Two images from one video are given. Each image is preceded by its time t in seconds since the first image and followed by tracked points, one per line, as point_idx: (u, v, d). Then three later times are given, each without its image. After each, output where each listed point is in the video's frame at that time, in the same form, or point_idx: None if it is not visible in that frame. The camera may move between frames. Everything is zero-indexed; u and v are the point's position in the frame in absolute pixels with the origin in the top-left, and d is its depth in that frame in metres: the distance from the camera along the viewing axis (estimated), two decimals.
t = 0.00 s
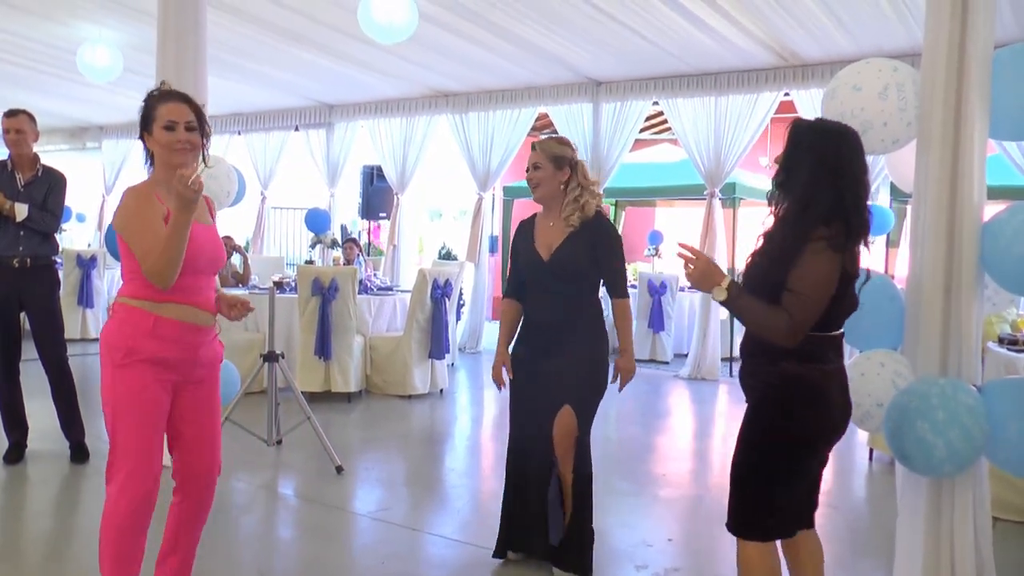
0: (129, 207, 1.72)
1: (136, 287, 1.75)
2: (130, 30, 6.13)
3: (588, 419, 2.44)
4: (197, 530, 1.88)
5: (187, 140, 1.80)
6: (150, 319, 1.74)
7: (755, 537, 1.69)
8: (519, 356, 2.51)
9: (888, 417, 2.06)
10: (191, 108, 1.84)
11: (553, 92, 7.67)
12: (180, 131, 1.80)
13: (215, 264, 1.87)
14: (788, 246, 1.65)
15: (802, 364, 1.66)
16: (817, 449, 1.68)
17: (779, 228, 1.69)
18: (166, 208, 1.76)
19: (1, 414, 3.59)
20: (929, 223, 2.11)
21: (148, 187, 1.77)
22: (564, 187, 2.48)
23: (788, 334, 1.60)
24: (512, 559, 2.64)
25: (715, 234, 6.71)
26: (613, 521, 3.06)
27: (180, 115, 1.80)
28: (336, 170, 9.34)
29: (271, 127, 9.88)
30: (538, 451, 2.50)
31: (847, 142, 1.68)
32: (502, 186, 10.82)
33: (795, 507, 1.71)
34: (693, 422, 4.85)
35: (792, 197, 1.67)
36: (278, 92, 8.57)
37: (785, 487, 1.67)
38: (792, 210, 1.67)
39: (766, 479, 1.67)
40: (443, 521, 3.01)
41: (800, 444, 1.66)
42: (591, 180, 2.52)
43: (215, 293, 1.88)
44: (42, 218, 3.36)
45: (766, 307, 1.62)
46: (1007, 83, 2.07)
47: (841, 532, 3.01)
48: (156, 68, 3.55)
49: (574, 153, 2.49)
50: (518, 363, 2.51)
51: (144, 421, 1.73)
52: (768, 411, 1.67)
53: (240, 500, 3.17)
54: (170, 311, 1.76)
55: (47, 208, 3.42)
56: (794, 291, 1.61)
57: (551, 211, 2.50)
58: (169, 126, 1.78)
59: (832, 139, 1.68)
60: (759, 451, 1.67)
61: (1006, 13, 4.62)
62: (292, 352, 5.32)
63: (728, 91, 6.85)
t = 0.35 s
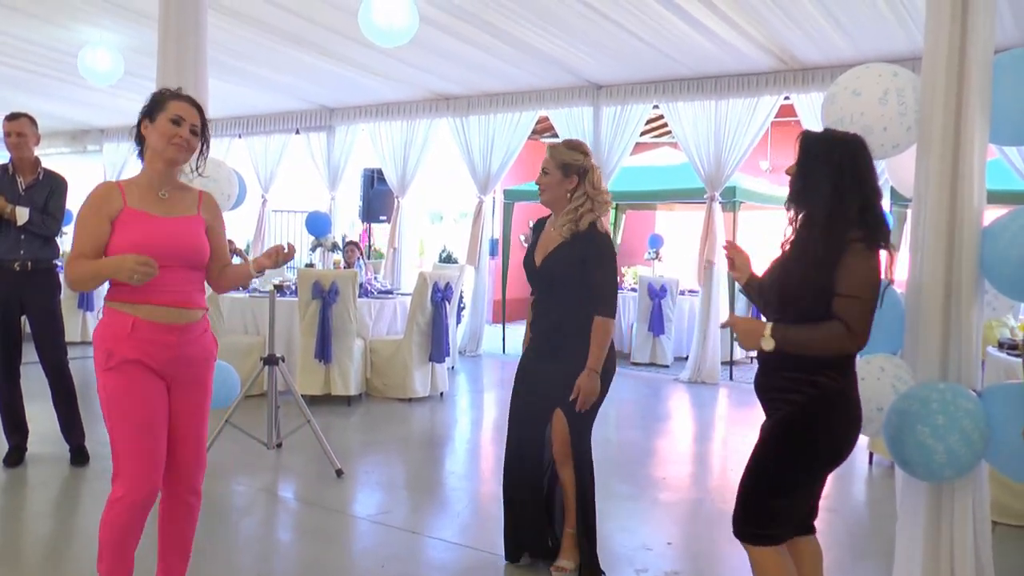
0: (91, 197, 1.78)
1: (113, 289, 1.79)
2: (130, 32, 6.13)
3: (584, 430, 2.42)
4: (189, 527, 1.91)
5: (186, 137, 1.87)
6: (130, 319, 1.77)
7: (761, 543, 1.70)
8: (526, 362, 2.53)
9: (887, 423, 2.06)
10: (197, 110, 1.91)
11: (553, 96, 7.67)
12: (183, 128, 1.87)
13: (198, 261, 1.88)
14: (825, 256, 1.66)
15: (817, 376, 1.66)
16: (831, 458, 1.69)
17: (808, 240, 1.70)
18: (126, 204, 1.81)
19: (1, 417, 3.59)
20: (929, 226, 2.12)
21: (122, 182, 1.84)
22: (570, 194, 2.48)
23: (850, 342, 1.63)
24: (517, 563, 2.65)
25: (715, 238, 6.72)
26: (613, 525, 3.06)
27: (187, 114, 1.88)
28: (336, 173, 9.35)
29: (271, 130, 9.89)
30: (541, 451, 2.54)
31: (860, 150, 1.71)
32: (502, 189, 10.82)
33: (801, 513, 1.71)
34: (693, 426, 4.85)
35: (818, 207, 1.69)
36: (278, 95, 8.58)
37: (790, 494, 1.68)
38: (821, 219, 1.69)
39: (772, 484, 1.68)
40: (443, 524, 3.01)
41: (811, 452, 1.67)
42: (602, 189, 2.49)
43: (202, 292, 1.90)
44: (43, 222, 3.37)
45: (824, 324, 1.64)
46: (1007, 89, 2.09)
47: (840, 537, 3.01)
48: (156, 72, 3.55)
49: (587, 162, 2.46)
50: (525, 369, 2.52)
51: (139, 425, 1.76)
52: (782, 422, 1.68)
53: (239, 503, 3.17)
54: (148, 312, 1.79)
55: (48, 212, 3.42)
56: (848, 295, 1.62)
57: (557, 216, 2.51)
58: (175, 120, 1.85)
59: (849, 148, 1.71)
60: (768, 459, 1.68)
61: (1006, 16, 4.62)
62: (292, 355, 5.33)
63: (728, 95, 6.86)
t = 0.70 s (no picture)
0: (77, 208, 1.74)
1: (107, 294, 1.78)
2: (131, 34, 6.14)
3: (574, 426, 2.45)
4: (188, 531, 1.90)
5: (167, 141, 1.88)
6: (127, 325, 1.77)
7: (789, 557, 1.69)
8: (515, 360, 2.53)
9: (886, 423, 2.05)
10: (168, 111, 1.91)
11: (554, 96, 7.67)
12: (163, 131, 1.87)
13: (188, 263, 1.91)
14: (839, 250, 1.65)
15: (823, 374, 1.67)
16: (847, 457, 1.68)
17: (821, 236, 1.68)
18: (114, 213, 1.78)
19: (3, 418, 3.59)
20: (929, 225, 2.12)
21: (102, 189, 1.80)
22: (571, 196, 2.47)
23: (890, 325, 1.59)
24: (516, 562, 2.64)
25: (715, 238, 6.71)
26: (614, 525, 3.06)
27: (162, 117, 1.88)
28: (337, 174, 9.35)
29: (272, 131, 9.89)
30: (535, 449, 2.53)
31: (866, 141, 1.70)
32: (503, 190, 10.83)
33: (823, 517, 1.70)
34: (693, 426, 4.84)
35: (831, 203, 1.68)
36: (279, 96, 8.58)
37: (813, 500, 1.67)
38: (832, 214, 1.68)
39: (790, 492, 1.68)
40: (443, 525, 3.01)
41: (823, 454, 1.66)
42: (605, 192, 2.47)
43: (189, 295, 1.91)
44: (44, 224, 3.37)
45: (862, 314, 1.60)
46: (1007, 88, 2.08)
47: (841, 537, 3.00)
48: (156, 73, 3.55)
49: (590, 164, 2.45)
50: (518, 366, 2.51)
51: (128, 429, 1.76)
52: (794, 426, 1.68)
53: (240, 503, 3.17)
54: (149, 316, 1.79)
55: (49, 213, 3.42)
56: (869, 283, 1.62)
57: (557, 215, 2.51)
58: (155, 125, 1.85)
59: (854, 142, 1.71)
60: (784, 467, 1.68)
61: (1006, 15, 4.61)
62: (293, 355, 5.32)
63: (728, 95, 6.86)
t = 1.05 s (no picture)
0: (91, 206, 1.73)
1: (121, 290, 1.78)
2: (131, 34, 6.14)
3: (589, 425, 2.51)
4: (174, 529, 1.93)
5: (156, 142, 1.88)
6: (145, 322, 1.79)
7: (785, 555, 1.70)
8: (518, 362, 2.54)
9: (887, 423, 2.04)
10: (157, 110, 1.91)
11: (554, 97, 7.67)
12: (149, 134, 1.87)
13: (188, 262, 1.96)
14: (819, 259, 1.64)
15: (812, 373, 1.65)
16: (841, 459, 1.66)
17: (809, 241, 1.67)
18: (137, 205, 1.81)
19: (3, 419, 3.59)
20: (929, 226, 2.12)
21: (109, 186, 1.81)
22: (570, 194, 2.53)
23: (834, 345, 1.60)
24: (517, 562, 2.62)
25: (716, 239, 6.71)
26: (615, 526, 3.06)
27: (150, 117, 1.87)
28: (337, 175, 9.35)
29: (272, 132, 9.90)
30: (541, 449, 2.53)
31: (874, 151, 1.67)
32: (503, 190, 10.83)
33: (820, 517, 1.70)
34: (694, 427, 4.84)
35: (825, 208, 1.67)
36: (279, 97, 8.59)
37: (811, 500, 1.67)
38: (822, 221, 1.66)
39: (785, 490, 1.68)
40: (444, 526, 3.01)
41: (817, 455, 1.65)
42: (597, 186, 2.57)
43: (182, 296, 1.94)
44: (44, 224, 3.37)
45: (810, 321, 1.61)
46: (1007, 89, 2.08)
47: (842, 537, 3.00)
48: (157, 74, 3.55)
49: (584, 161, 2.52)
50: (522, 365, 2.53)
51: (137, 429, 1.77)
52: (786, 426, 1.67)
53: (241, 504, 3.17)
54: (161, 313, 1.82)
55: (49, 214, 3.42)
56: (830, 302, 1.61)
57: (558, 217, 2.55)
58: (140, 128, 1.85)
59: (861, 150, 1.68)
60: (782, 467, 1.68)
61: (1006, 16, 4.61)
62: (294, 356, 5.32)
63: (728, 95, 6.86)
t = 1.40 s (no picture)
0: (86, 216, 1.73)
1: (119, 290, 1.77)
2: (132, 38, 6.16)
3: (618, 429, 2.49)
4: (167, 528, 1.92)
5: (157, 149, 1.87)
6: (139, 321, 1.78)
7: (787, 553, 1.67)
8: (550, 364, 2.53)
9: (889, 428, 2.04)
10: (162, 116, 1.90)
11: (554, 101, 7.69)
12: (152, 139, 1.86)
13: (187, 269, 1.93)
14: (790, 268, 1.62)
15: (793, 374, 1.64)
16: (831, 456, 1.64)
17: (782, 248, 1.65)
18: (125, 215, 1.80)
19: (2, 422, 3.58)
20: (930, 231, 2.12)
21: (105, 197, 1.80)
22: (585, 200, 2.53)
23: (791, 353, 1.59)
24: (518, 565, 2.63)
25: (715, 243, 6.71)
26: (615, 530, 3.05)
27: (154, 124, 1.86)
28: (337, 179, 9.35)
29: (272, 136, 9.92)
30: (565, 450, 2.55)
31: (850, 156, 1.61)
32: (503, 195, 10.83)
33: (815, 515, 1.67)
34: (693, 431, 4.84)
35: (797, 214, 1.63)
36: (279, 101, 8.60)
37: (797, 501, 1.65)
38: (792, 227, 1.63)
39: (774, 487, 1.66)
40: (443, 530, 3.00)
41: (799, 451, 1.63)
42: (612, 189, 2.56)
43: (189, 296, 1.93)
44: (44, 227, 3.37)
45: (772, 329, 1.62)
46: (1007, 92, 2.07)
47: (841, 542, 3.00)
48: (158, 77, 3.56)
49: (595, 165, 2.52)
50: (553, 368, 2.52)
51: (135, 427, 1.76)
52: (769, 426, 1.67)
53: (240, 508, 3.17)
54: (156, 314, 1.80)
55: (49, 217, 3.42)
56: (796, 311, 1.58)
57: (575, 222, 2.56)
58: (142, 134, 1.84)
59: (840, 153, 1.61)
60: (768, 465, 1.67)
61: (1005, 21, 4.62)
62: (293, 360, 5.31)
63: (728, 100, 6.87)
